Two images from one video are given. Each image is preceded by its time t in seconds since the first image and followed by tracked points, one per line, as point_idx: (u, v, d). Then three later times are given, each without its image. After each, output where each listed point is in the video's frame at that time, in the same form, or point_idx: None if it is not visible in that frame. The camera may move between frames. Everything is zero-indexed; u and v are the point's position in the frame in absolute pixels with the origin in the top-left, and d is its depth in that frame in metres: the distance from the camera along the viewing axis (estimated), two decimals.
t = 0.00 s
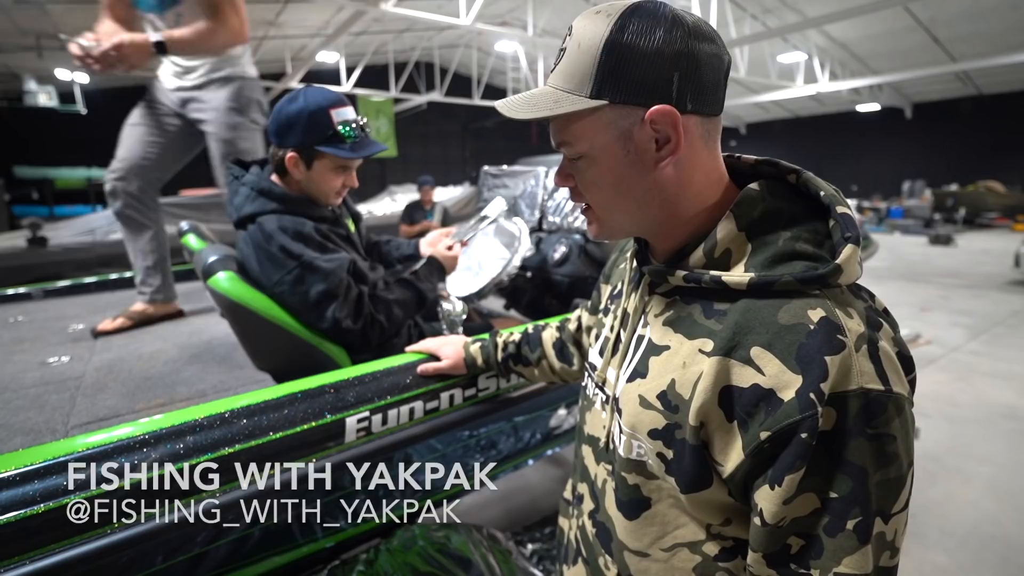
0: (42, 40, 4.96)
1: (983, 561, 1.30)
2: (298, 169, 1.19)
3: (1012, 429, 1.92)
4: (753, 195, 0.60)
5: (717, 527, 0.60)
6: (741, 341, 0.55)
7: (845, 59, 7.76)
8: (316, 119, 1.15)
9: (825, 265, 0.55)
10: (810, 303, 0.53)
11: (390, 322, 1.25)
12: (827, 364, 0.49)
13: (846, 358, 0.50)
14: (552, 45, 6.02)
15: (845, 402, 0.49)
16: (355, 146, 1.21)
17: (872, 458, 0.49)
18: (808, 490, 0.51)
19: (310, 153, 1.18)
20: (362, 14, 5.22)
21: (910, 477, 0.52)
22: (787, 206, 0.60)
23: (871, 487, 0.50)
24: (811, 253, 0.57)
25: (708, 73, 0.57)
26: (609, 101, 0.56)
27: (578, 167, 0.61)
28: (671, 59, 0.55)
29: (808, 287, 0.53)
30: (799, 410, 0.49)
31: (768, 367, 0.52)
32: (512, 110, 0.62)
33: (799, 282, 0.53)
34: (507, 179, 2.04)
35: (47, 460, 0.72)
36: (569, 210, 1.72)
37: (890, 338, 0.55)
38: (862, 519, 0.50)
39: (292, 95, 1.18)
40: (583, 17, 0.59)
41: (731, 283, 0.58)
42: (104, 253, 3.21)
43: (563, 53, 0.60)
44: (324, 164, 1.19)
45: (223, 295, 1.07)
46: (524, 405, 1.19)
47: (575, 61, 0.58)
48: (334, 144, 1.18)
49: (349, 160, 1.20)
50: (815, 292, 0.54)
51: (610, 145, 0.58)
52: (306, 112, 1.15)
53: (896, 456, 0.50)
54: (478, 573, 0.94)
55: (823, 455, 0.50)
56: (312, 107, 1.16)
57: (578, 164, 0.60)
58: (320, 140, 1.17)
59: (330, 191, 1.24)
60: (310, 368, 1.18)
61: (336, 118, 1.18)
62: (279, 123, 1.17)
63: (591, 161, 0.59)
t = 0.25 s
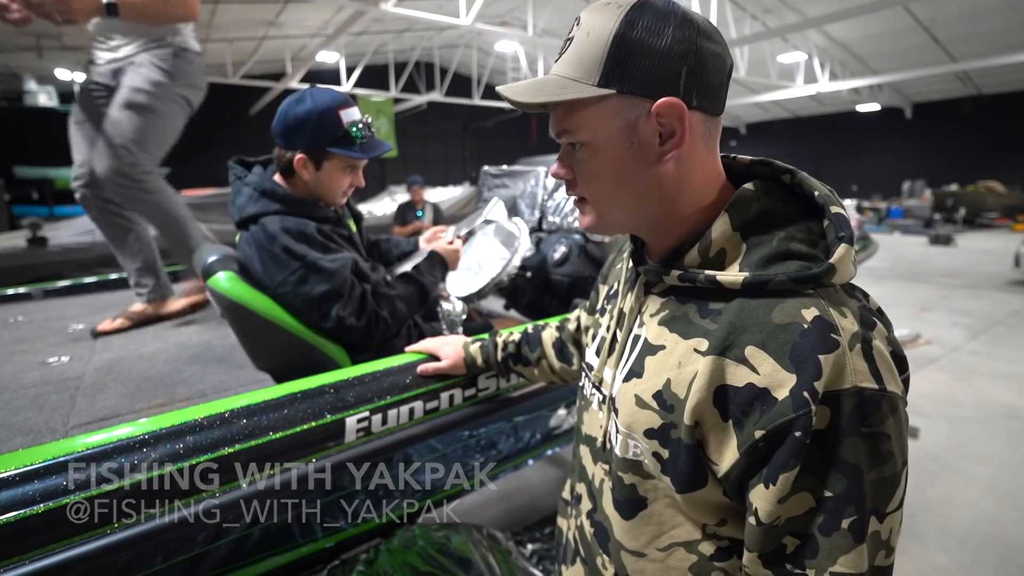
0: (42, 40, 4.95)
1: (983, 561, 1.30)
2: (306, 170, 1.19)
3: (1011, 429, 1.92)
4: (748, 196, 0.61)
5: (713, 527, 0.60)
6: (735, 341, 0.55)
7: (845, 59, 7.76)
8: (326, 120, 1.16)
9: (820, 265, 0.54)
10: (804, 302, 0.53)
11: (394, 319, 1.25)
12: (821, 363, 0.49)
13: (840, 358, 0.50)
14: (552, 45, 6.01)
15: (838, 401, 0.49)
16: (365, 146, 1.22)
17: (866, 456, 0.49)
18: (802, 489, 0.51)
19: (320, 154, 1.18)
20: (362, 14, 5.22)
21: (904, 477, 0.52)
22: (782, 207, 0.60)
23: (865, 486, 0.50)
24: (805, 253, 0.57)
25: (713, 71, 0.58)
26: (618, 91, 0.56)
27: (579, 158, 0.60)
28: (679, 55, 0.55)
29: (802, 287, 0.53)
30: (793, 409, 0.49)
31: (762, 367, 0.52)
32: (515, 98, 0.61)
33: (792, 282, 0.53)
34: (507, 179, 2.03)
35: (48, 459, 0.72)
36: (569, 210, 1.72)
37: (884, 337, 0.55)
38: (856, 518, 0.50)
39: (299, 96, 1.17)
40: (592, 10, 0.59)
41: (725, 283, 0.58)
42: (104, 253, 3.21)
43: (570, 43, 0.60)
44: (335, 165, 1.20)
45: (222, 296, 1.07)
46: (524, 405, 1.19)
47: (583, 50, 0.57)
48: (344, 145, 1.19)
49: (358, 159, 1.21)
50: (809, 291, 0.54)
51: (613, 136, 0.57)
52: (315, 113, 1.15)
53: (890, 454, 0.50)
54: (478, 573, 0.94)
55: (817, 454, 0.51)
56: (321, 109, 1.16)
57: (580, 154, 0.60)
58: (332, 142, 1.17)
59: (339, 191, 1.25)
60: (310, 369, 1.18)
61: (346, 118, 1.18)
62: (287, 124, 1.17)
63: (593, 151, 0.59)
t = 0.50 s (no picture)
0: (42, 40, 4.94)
1: (983, 561, 1.30)
2: (305, 166, 1.20)
3: (1012, 429, 1.92)
4: (744, 197, 0.60)
5: (710, 526, 0.60)
6: (731, 341, 0.55)
7: (845, 59, 7.76)
8: (323, 114, 1.17)
9: (815, 266, 0.55)
10: (799, 303, 0.53)
11: (393, 318, 1.25)
12: (816, 364, 0.49)
13: (835, 359, 0.50)
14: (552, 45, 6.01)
15: (834, 401, 0.49)
16: (362, 138, 1.23)
17: (861, 456, 0.49)
18: (797, 489, 0.51)
19: (317, 148, 1.19)
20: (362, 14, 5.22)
21: (898, 477, 0.52)
22: (778, 208, 0.60)
23: (860, 485, 0.50)
24: (801, 254, 0.57)
25: (725, 83, 0.58)
26: (632, 84, 0.56)
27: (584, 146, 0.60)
28: (698, 58, 0.55)
29: (798, 288, 0.53)
30: (788, 409, 0.49)
31: (758, 367, 0.52)
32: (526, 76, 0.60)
33: (788, 283, 0.53)
34: (507, 179, 2.03)
35: (46, 460, 0.72)
36: (568, 210, 1.71)
37: (879, 338, 0.55)
38: (851, 517, 0.50)
39: (294, 92, 1.18)
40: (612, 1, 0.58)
41: (722, 283, 0.57)
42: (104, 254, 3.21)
43: (591, 27, 0.59)
44: (333, 159, 1.21)
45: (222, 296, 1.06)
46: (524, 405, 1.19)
47: (604, 35, 0.57)
48: (341, 138, 1.20)
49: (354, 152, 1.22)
50: (806, 292, 0.54)
51: (620, 128, 0.57)
52: (311, 108, 1.16)
53: (884, 454, 0.50)
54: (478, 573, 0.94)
55: (813, 454, 0.50)
56: (317, 104, 1.17)
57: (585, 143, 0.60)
58: (329, 136, 1.18)
59: (338, 186, 1.26)
60: (309, 369, 1.18)
61: (341, 111, 1.19)
62: (283, 121, 1.17)
63: (598, 140, 0.59)
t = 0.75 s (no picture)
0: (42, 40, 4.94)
1: (984, 561, 1.30)
2: (303, 161, 1.20)
3: (1012, 429, 1.91)
4: (743, 195, 0.60)
5: (708, 522, 0.60)
6: (729, 338, 0.55)
7: (845, 59, 7.76)
8: (317, 105, 1.18)
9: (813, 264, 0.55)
10: (797, 300, 0.53)
11: (390, 319, 1.24)
12: (813, 360, 0.50)
13: (832, 355, 0.50)
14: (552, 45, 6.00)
15: (830, 397, 0.50)
16: (357, 126, 1.23)
17: (857, 452, 0.50)
18: (794, 484, 0.51)
19: (313, 141, 1.19)
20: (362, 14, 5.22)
21: (895, 472, 0.52)
22: (776, 206, 0.60)
23: (855, 481, 0.50)
24: (799, 253, 0.57)
25: (750, 100, 0.57)
26: (653, 71, 0.56)
27: (596, 120, 0.61)
28: (730, 66, 0.55)
29: (796, 285, 0.53)
30: (786, 405, 0.49)
31: (755, 363, 0.52)
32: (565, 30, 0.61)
33: (785, 280, 0.53)
34: (507, 179, 2.03)
35: (47, 460, 0.72)
36: (569, 209, 1.71)
37: (876, 335, 0.55)
38: (846, 512, 0.50)
39: (288, 88, 1.19)
40: None
41: (720, 280, 0.57)
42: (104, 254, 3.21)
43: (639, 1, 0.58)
44: (329, 150, 1.21)
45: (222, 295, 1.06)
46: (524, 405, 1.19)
47: (649, 12, 0.56)
48: (336, 128, 1.20)
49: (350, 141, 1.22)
50: (803, 289, 0.54)
51: (631, 110, 0.59)
52: (305, 100, 1.17)
53: (881, 450, 0.50)
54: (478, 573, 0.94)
55: (809, 449, 0.51)
56: (310, 96, 1.18)
57: (598, 117, 0.61)
58: (324, 127, 1.19)
59: (337, 179, 1.26)
60: (310, 369, 1.18)
61: (333, 101, 1.20)
62: (278, 116, 1.18)
63: (609, 117, 0.60)
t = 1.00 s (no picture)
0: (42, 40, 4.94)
1: (984, 561, 1.30)
2: (303, 155, 1.20)
3: (1013, 429, 1.91)
4: (748, 195, 0.61)
5: (711, 519, 0.60)
6: (735, 334, 0.55)
7: (845, 59, 7.75)
8: (313, 100, 1.17)
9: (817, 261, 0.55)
10: (802, 296, 0.53)
11: (389, 320, 1.23)
12: (818, 355, 0.49)
13: (837, 351, 0.50)
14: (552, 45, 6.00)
15: (835, 393, 0.49)
16: (354, 118, 1.23)
17: (862, 447, 0.49)
18: (799, 479, 0.51)
19: (311, 136, 1.19)
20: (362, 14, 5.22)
21: (898, 469, 0.52)
22: (781, 204, 0.60)
23: (860, 476, 0.50)
24: (804, 250, 0.57)
25: (771, 103, 0.58)
26: (680, 67, 0.56)
27: (616, 112, 0.60)
28: (755, 68, 0.56)
29: (800, 281, 0.53)
30: (792, 400, 0.49)
31: (761, 359, 0.52)
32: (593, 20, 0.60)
33: (791, 277, 0.53)
34: (507, 179, 2.03)
35: (48, 460, 0.72)
36: (568, 209, 1.70)
37: (879, 332, 0.55)
38: (851, 507, 0.50)
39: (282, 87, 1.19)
40: None
41: (725, 278, 0.57)
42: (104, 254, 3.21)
43: None
44: (327, 144, 1.21)
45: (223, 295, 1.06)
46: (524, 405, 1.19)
47: (681, 9, 0.56)
48: (333, 121, 1.20)
49: (347, 132, 1.23)
50: (808, 286, 0.54)
51: (654, 105, 0.58)
52: (301, 97, 1.17)
53: (885, 446, 0.50)
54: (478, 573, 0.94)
55: (814, 444, 0.51)
56: (307, 93, 1.18)
57: (617, 109, 0.60)
58: (322, 121, 1.19)
59: (338, 172, 1.27)
60: (311, 369, 1.18)
61: (330, 94, 1.20)
62: (275, 115, 1.18)
63: (630, 110, 0.59)
